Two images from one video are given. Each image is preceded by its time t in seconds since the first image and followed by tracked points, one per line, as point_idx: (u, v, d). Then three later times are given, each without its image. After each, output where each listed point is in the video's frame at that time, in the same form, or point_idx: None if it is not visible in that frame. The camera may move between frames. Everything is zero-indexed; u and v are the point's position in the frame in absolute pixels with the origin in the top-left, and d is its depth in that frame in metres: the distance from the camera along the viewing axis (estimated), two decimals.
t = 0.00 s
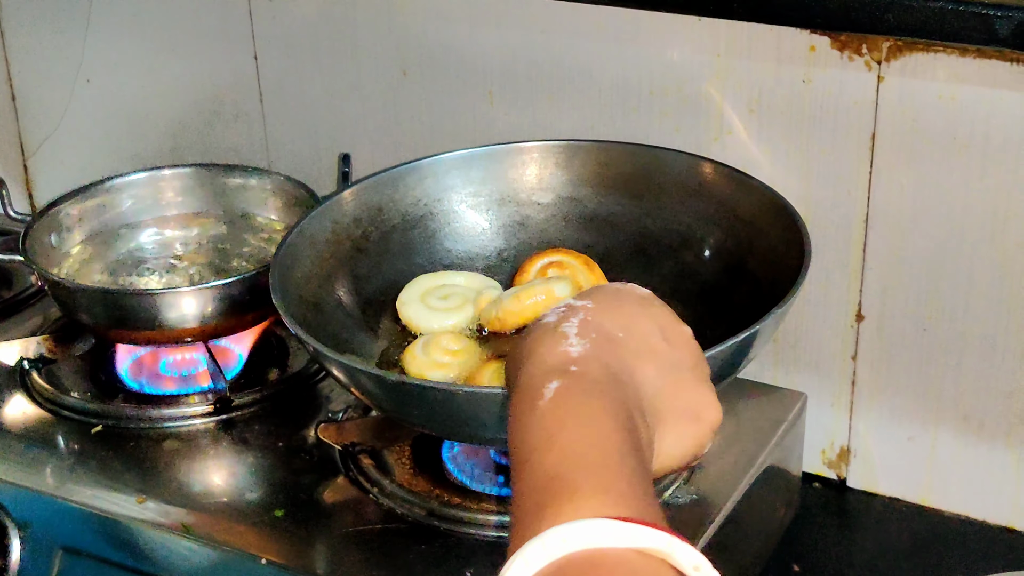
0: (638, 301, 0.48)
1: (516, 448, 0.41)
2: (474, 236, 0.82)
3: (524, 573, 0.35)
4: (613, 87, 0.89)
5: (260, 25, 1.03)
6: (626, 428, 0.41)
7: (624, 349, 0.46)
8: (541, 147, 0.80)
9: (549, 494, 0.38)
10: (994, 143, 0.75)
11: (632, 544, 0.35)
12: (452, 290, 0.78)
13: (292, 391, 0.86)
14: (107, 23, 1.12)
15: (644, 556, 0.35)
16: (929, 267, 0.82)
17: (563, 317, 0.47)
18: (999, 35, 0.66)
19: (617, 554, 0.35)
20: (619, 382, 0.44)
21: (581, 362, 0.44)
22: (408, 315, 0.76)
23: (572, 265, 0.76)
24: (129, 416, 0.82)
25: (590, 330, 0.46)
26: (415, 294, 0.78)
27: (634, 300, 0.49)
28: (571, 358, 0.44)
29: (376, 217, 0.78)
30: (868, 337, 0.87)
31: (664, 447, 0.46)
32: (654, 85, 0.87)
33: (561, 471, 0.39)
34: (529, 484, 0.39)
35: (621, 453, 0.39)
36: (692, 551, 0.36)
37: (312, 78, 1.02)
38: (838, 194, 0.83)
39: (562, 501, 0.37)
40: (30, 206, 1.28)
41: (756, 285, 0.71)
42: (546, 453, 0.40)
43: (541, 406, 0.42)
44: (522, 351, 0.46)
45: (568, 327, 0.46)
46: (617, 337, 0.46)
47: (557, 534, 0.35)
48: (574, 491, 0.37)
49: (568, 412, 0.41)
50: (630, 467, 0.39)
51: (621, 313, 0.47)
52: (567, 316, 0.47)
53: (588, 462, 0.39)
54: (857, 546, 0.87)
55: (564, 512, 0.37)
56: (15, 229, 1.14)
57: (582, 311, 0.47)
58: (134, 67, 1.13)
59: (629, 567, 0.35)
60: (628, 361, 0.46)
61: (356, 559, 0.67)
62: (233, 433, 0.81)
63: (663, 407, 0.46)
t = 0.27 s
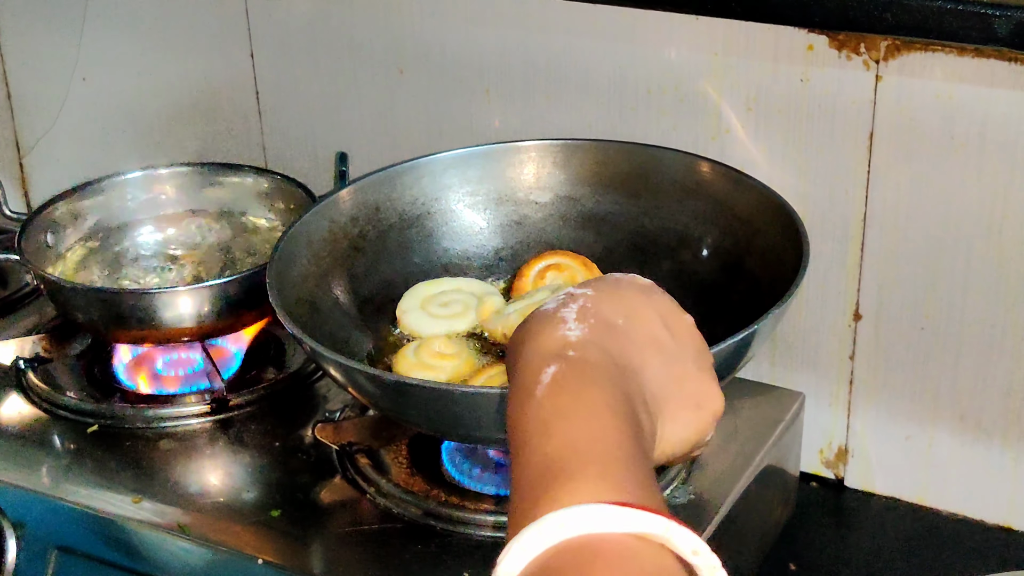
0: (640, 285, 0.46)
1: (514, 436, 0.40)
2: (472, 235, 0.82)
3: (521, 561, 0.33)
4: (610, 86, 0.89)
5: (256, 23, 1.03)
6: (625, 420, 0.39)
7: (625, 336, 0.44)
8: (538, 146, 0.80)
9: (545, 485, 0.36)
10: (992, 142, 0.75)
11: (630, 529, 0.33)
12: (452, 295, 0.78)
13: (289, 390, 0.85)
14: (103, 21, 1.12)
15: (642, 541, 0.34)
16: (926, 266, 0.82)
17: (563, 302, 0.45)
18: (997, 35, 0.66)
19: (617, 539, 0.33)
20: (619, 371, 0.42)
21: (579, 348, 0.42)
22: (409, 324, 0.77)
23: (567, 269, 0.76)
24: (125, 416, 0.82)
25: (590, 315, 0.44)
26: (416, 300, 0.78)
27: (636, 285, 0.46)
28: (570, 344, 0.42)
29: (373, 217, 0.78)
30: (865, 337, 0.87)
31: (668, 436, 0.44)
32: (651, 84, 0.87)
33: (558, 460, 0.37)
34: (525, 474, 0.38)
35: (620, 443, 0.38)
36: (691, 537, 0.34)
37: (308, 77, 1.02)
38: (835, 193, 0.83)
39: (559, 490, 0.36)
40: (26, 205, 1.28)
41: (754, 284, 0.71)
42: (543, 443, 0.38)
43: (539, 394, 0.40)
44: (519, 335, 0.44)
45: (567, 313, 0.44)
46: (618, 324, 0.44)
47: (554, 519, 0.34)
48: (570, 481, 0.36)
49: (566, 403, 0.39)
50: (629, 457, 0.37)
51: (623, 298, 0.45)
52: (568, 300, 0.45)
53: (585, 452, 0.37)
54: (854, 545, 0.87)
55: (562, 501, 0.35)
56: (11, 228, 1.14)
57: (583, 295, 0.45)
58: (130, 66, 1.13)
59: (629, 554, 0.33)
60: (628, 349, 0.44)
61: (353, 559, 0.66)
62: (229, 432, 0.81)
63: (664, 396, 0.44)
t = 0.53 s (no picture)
0: (637, 296, 0.45)
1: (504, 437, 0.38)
2: (471, 237, 0.82)
3: (512, 561, 0.32)
4: (610, 87, 0.89)
5: (256, 24, 1.03)
6: (617, 424, 0.38)
7: (617, 346, 0.43)
8: (538, 149, 0.80)
9: (536, 482, 0.35)
10: (992, 144, 0.75)
11: (621, 531, 0.32)
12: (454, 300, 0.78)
13: (288, 391, 0.85)
14: (103, 21, 1.12)
15: (633, 543, 0.32)
16: (925, 269, 0.82)
17: (557, 308, 0.43)
18: (997, 39, 0.66)
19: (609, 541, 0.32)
20: (610, 378, 0.41)
21: (571, 354, 0.41)
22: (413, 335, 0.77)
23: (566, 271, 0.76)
24: (124, 416, 0.82)
25: (584, 324, 0.43)
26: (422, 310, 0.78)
27: (632, 296, 0.45)
28: (562, 349, 0.41)
29: (373, 218, 0.78)
30: (865, 340, 0.87)
31: (653, 445, 0.43)
32: (651, 86, 0.87)
33: (550, 457, 0.35)
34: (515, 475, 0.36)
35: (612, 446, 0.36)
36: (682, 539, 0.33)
37: (308, 77, 1.02)
38: (835, 196, 0.83)
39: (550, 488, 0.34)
40: (26, 206, 1.28)
41: (753, 287, 0.71)
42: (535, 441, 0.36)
43: (531, 394, 0.39)
44: (511, 341, 0.43)
45: (561, 319, 0.43)
46: (612, 333, 0.43)
47: (544, 519, 0.32)
48: (562, 479, 0.34)
49: (560, 404, 0.38)
50: (621, 460, 0.36)
51: (617, 306, 0.44)
52: (562, 307, 0.43)
53: (577, 451, 0.35)
54: (853, 548, 0.87)
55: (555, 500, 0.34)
56: (11, 229, 1.14)
57: (578, 302, 0.43)
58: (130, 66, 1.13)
59: (620, 557, 0.32)
60: (618, 359, 0.42)
61: (352, 560, 0.66)
62: (229, 434, 0.81)
63: (651, 408, 0.43)
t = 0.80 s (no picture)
0: (629, 306, 0.45)
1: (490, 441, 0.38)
2: (468, 241, 0.82)
3: (498, 567, 0.32)
4: (607, 91, 0.89)
5: (253, 29, 1.03)
6: (603, 432, 0.38)
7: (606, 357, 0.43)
8: (535, 153, 0.80)
9: (524, 488, 0.35)
10: (989, 149, 0.76)
11: (608, 539, 0.32)
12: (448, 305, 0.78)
13: (285, 396, 0.85)
14: (99, 26, 1.12)
15: (620, 551, 0.32)
16: (922, 273, 0.82)
17: (547, 314, 0.44)
18: (993, 42, 0.66)
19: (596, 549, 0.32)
20: (598, 387, 0.41)
21: (560, 360, 0.41)
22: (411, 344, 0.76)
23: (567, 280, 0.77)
24: (121, 422, 0.82)
25: (573, 331, 0.43)
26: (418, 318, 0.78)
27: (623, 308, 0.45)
28: (551, 355, 0.41)
29: (370, 223, 0.78)
30: (861, 343, 0.87)
31: (634, 460, 0.44)
32: (647, 90, 0.87)
33: (538, 464, 0.36)
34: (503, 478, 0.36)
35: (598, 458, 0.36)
36: (667, 547, 0.33)
37: (305, 81, 1.02)
38: (832, 199, 0.83)
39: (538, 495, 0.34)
40: (23, 210, 1.28)
41: (749, 292, 0.71)
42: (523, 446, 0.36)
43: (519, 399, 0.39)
44: (499, 344, 0.43)
45: (551, 325, 0.43)
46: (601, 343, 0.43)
47: (532, 526, 0.32)
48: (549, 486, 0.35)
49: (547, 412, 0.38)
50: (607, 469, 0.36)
51: (607, 318, 0.44)
52: (552, 314, 0.44)
53: (566, 459, 0.35)
54: (850, 552, 0.87)
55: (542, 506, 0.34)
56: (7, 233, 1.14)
57: (569, 310, 0.44)
58: (127, 70, 1.13)
59: (606, 565, 0.32)
60: (606, 369, 0.43)
61: (348, 566, 0.66)
62: (225, 439, 0.81)
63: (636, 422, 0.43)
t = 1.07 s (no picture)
0: (615, 297, 0.45)
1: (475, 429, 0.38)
2: (462, 246, 0.82)
3: (478, 555, 0.32)
4: (602, 95, 0.89)
5: (248, 33, 1.03)
6: (589, 418, 0.38)
7: (594, 340, 0.43)
8: (530, 158, 0.80)
9: (510, 476, 0.35)
10: (983, 152, 0.76)
11: (589, 524, 0.32)
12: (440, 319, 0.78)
13: (280, 401, 0.85)
14: (94, 30, 1.12)
15: (602, 536, 0.32)
16: (917, 276, 0.82)
17: (531, 302, 0.44)
18: (987, 46, 0.66)
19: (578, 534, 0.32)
20: (583, 369, 0.40)
21: (545, 344, 0.41)
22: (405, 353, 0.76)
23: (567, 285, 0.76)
24: (116, 427, 0.82)
25: (559, 317, 0.43)
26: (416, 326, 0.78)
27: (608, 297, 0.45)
28: (536, 339, 0.41)
29: (365, 227, 0.78)
30: (856, 347, 0.87)
31: (626, 445, 0.42)
32: (642, 94, 0.87)
33: (521, 453, 0.35)
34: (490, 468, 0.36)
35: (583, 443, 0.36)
36: (651, 530, 0.33)
37: (300, 86, 1.02)
38: (826, 203, 0.83)
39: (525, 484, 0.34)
40: (18, 215, 1.28)
41: (744, 296, 0.71)
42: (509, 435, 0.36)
43: (504, 385, 0.38)
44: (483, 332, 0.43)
45: (536, 311, 0.43)
46: (588, 327, 0.43)
47: (511, 513, 0.32)
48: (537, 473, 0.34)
49: (531, 399, 0.37)
50: (594, 454, 0.36)
51: (593, 305, 0.44)
52: (538, 302, 0.44)
53: (553, 447, 0.35)
54: (846, 556, 0.87)
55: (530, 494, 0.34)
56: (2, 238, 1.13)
57: (554, 299, 0.44)
58: (122, 75, 1.13)
59: (587, 550, 0.32)
60: (593, 352, 0.42)
61: (344, 571, 0.66)
62: (220, 444, 0.81)
63: (629, 406, 0.42)
